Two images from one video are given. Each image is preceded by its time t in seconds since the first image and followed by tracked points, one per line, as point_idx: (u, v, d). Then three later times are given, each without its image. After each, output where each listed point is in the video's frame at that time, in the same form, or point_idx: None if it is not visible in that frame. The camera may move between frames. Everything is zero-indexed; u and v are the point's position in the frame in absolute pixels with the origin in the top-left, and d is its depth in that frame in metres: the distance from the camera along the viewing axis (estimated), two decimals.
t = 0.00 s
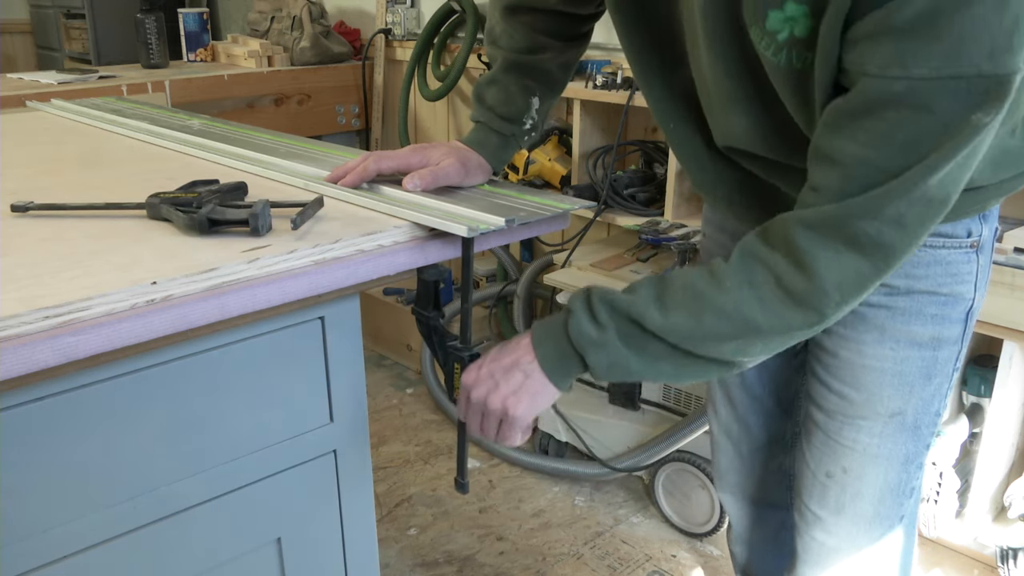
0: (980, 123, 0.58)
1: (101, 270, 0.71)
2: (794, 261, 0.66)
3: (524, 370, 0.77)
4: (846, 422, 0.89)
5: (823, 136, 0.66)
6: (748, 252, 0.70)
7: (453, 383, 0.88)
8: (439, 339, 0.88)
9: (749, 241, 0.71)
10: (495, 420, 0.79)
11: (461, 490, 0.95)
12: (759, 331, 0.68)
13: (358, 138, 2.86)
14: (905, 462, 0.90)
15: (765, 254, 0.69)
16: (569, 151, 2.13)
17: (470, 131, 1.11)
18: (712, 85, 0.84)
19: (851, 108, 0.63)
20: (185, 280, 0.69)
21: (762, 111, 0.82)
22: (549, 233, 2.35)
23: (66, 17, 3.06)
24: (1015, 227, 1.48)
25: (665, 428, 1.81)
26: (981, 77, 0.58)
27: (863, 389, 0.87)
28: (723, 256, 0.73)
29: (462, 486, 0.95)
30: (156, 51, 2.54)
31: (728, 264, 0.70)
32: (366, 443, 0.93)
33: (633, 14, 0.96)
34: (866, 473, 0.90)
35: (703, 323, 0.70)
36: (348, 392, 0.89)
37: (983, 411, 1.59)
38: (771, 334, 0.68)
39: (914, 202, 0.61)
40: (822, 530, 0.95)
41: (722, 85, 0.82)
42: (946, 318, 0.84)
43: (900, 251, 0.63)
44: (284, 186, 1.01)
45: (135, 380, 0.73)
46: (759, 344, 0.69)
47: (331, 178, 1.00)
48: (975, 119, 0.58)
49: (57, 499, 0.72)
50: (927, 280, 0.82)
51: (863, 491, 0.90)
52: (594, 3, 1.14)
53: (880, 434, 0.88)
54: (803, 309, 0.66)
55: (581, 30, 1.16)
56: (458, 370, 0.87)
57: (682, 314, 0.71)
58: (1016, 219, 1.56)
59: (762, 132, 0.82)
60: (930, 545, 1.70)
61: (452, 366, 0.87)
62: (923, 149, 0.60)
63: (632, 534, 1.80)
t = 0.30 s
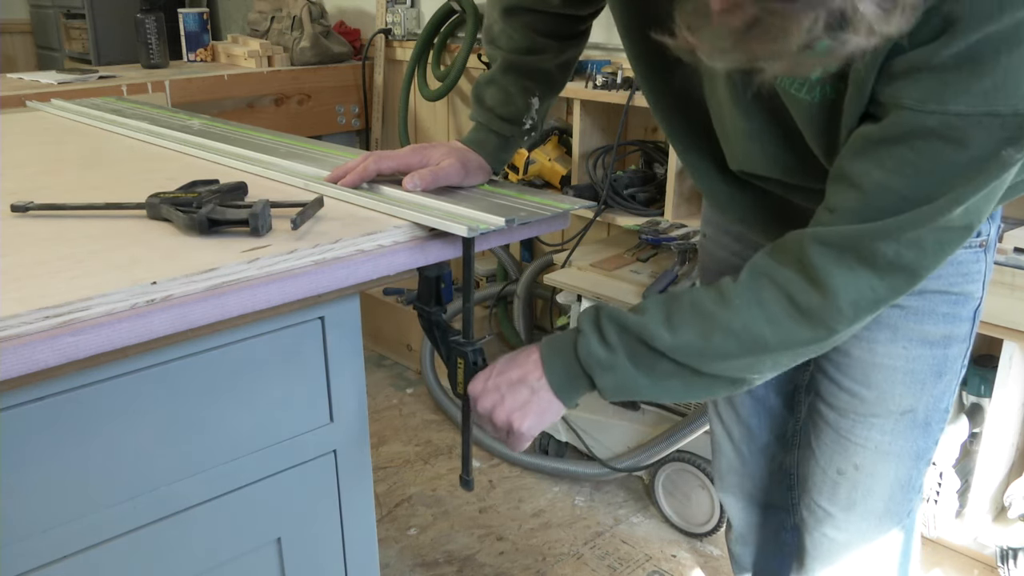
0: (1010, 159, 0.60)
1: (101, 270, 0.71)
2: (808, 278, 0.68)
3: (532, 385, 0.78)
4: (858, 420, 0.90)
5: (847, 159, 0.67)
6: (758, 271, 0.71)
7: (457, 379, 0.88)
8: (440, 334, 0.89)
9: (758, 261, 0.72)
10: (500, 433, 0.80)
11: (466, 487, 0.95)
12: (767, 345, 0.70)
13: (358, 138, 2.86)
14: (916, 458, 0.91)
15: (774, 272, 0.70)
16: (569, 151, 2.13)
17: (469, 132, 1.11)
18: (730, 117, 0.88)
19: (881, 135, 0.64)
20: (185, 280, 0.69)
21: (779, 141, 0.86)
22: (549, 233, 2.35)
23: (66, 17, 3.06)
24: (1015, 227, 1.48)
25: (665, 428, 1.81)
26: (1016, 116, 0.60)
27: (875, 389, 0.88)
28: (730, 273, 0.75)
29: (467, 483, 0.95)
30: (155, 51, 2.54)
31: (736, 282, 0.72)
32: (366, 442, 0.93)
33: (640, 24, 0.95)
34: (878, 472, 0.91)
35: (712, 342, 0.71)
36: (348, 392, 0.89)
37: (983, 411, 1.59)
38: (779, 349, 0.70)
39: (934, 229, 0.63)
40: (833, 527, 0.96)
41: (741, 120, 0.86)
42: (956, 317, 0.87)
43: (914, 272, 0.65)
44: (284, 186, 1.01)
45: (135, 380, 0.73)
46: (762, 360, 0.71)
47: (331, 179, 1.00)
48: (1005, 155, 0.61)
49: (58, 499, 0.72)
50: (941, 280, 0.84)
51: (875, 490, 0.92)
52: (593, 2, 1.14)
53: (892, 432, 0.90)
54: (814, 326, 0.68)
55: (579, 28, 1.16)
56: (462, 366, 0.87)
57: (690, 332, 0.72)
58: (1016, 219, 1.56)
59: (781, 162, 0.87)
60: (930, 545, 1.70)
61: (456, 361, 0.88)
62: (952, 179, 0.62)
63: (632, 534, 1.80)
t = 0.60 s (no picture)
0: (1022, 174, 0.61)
1: (101, 270, 0.71)
2: (812, 281, 0.68)
3: (529, 383, 0.79)
4: (867, 421, 0.91)
5: (859, 164, 0.67)
6: (760, 271, 0.72)
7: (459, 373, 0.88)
8: (442, 328, 0.88)
9: (760, 262, 0.73)
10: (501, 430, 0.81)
11: (471, 484, 0.95)
12: (769, 347, 0.70)
13: (358, 138, 2.86)
14: (924, 459, 0.91)
15: (777, 273, 0.71)
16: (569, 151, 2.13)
17: (469, 132, 1.12)
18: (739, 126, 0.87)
19: (894, 142, 0.64)
20: (185, 280, 0.69)
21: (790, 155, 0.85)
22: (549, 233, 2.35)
23: (66, 17, 3.06)
24: (1015, 227, 1.48)
25: (665, 428, 1.81)
26: None
27: (882, 390, 0.89)
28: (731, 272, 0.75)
29: (472, 481, 0.95)
30: (155, 51, 2.54)
31: (738, 281, 0.72)
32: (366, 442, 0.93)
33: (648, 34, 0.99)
34: (885, 475, 0.91)
35: (712, 341, 0.71)
36: (348, 392, 0.89)
37: (983, 411, 1.59)
38: (780, 351, 0.70)
39: (942, 239, 0.64)
40: (839, 528, 0.97)
41: (752, 131, 0.86)
42: (967, 318, 0.86)
43: (917, 277, 0.66)
44: (284, 186, 1.01)
45: (135, 380, 0.73)
46: (763, 360, 0.71)
47: (331, 179, 1.00)
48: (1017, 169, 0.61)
49: (59, 499, 0.72)
50: (951, 282, 0.84)
51: (881, 490, 0.92)
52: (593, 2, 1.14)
53: (900, 433, 0.90)
54: (816, 329, 0.69)
55: (580, 28, 1.15)
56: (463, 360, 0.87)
57: (690, 329, 0.73)
58: (1016, 219, 1.56)
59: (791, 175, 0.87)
60: (930, 545, 1.70)
61: (458, 356, 0.88)
62: (964, 188, 0.63)
63: (632, 534, 1.80)
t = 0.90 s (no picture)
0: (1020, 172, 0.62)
1: (102, 271, 0.71)
2: (808, 271, 0.68)
3: (519, 366, 0.78)
4: (868, 424, 0.91)
5: (857, 157, 0.67)
6: (756, 258, 0.71)
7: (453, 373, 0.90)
8: (439, 330, 0.89)
9: (757, 249, 0.72)
10: (493, 419, 0.80)
11: (461, 489, 0.95)
12: (761, 336, 0.70)
13: (358, 138, 2.86)
14: (925, 463, 0.92)
15: (772, 261, 0.71)
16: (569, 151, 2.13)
17: (469, 132, 1.11)
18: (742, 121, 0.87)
19: (893, 134, 0.64)
20: (185, 280, 0.69)
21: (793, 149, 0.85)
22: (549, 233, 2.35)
23: (66, 17, 3.05)
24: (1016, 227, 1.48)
25: (664, 429, 1.81)
26: None
27: (884, 390, 0.89)
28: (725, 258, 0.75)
29: (462, 486, 0.95)
30: (156, 51, 2.54)
31: (734, 268, 0.72)
32: (366, 443, 0.93)
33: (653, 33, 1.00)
34: (886, 475, 0.92)
35: (705, 326, 0.71)
36: (348, 392, 0.89)
37: (983, 411, 1.58)
38: (771, 340, 0.70)
39: (938, 234, 0.64)
40: (839, 530, 0.96)
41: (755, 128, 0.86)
42: (969, 320, 0.86)
43: (911, 271, 0.66)
44: (284, 186, 1.01)
45: (135, 380, 0.73)
46: (755, 349, 0.71)
47: (331, 178, 1.00)
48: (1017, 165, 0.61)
49: (59, 499, 0.72)
50: (953, 284, 0.84)
51: (881, 491, 0.92)
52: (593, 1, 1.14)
53: (901, 434, 0.90)
54: (807, 318, 0.69)
55: (580, 28, 1.15)
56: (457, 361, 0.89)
57: (683, 315, 0.72)
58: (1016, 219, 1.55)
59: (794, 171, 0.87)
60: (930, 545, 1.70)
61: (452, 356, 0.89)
62: (962, 183, 0.63)
63: (632, 534, 1.80)
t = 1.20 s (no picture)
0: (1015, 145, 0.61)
1: (101, 271, 0.71)
2: (809, 260, 0.68)
3: (523, 359, 0.78)
4: (866, 424, 0.91)
5: (853, 143, 0.67)
6: (758, 251, 0.71)
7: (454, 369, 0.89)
8: (440, 326, 0.89)
9: (759, 241, 0.72)
10: (492, 411, 0.80)
11: (462, 488, 0.95)
12: (764, 326, 0.69)
13: (358, 138, 2.86)
14: (924, 462, 0.92)
15: (774, 253, 0.70)
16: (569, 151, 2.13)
17: (470, 132, 1.11)
18: (736, 110, 0.89)
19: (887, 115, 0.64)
20: (185, 280, 0.69)
21: (786, 134, 0.86)
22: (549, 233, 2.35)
23: (66, 17, 3.05)
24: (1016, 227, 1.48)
25: (664, 429, 1.81)
26: None
27: (882, 390, 0.89)
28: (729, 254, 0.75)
29: (462, 486, 0.95)
30: (155, 51, 2.54)
31: (737, 261, 0.72)
32: (366, 443, 0.93)
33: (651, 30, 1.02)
34: (885, 474, 0.92)
35: (709, 319, 0.71)
36: (348, 392, 0.89)
37: (983, 411, 1.59)
38: (775, 330, 0.70)
39: (938, 213, 0.64)
40: (839, 530, 0.97)
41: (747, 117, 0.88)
42: (965, 319, 0.87)
43: (912, 258, 0.66)
44: (284, 186, 1.01)
45: (135, 381, 0.73)
46: (758, 341, 0.71)
47: (331, 178, 1.00)
48: (1013, 140, 0.61)
49: (58, 499, 0.72)
50: (947, 283, 0.85)
51: (881, 490, 0.92)
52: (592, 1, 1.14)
53: (899, 434, 0.90)
54: (809, 306, 0.68)
55: (579, 29, 1.16)
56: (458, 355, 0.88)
57: (686, 308, 0.72)
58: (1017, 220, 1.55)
59: (785, 158, 0.88)
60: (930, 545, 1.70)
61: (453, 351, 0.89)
62: (958, 160, 0.62)
63: (632, 534, 1.80)
